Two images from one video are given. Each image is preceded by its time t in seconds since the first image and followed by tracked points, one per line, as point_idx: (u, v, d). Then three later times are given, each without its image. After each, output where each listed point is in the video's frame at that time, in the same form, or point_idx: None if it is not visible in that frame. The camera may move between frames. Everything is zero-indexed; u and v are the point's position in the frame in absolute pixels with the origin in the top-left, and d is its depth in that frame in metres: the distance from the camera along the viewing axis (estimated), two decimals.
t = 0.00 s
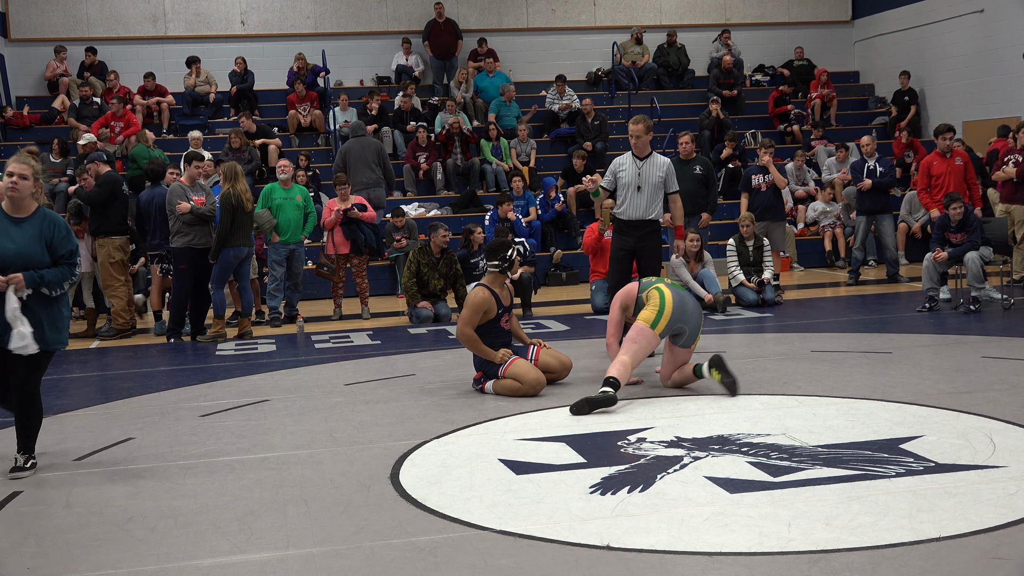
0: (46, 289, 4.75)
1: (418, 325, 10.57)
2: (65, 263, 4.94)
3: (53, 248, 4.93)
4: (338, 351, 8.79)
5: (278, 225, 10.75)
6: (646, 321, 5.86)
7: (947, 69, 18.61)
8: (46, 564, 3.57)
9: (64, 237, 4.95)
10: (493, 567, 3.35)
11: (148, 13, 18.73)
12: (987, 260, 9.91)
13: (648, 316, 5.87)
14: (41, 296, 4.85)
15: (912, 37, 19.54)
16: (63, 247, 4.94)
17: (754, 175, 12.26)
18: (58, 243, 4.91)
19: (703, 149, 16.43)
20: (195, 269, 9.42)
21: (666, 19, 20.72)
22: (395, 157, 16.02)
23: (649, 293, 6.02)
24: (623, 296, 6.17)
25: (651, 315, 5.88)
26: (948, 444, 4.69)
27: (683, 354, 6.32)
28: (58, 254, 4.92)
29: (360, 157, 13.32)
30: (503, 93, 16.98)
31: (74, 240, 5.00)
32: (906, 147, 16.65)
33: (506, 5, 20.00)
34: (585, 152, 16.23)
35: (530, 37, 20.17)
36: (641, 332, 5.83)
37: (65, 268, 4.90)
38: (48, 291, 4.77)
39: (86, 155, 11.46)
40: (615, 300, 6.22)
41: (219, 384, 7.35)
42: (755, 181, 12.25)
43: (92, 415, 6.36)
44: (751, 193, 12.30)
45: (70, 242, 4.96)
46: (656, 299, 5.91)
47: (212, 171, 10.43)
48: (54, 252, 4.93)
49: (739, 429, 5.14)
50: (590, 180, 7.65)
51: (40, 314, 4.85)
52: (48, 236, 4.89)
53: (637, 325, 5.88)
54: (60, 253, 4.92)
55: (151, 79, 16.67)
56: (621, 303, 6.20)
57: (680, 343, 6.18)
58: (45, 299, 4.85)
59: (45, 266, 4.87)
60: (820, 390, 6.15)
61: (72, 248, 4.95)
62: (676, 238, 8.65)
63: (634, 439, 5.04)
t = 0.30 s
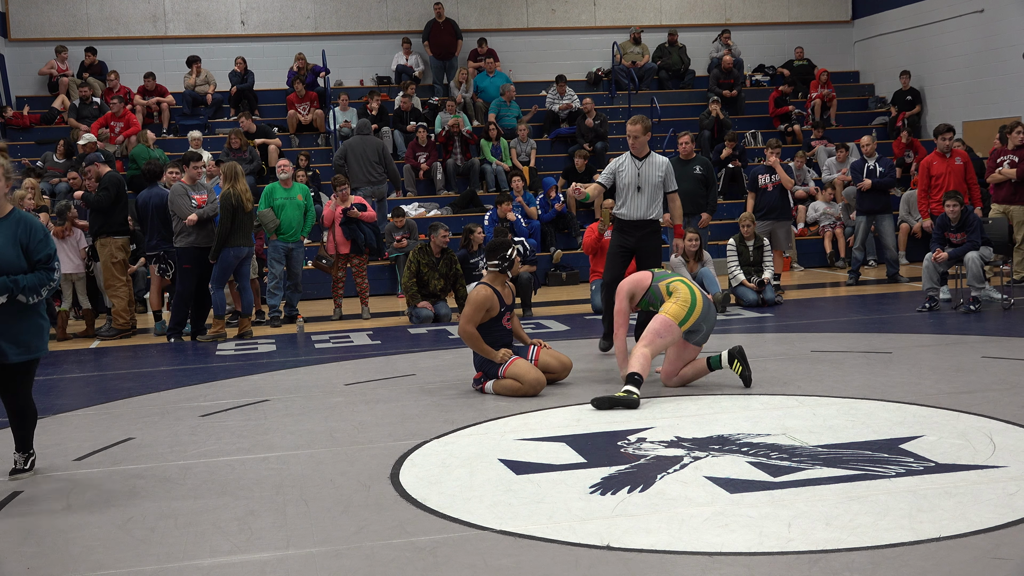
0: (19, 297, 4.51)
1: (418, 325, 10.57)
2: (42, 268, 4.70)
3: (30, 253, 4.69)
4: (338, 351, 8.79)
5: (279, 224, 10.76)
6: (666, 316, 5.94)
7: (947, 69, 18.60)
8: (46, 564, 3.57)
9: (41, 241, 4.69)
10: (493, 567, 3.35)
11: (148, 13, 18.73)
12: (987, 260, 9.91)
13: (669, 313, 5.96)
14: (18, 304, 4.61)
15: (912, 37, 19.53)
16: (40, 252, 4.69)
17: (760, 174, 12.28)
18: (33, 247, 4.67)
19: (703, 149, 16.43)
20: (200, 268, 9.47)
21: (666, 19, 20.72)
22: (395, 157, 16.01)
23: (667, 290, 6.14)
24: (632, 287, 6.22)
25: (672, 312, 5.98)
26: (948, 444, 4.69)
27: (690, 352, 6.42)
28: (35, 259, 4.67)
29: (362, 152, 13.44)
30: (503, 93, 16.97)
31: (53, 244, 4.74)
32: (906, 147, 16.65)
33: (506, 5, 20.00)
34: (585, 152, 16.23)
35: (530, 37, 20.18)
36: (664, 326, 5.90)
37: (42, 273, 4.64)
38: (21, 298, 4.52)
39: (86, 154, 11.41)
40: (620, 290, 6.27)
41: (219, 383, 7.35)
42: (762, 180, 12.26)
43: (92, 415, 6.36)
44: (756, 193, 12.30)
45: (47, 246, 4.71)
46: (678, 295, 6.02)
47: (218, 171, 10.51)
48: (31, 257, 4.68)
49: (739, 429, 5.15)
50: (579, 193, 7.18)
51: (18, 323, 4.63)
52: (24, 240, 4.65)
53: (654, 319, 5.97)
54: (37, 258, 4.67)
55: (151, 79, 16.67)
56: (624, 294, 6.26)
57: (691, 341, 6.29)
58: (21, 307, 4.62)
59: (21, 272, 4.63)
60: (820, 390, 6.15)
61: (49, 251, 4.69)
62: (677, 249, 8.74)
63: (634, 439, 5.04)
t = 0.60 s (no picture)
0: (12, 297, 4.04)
1: (418, 325, 10.59)
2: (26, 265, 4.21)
3: (10, 250, 4.20)
4: (338, 351, 8.79)
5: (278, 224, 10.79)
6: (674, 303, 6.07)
7: (947, 69, 18.58)
8: (46, 564, 3.56)
9: (21, 236, 4.20)
10: (493, 567, 3.35)
11: (148, 13, 18.73)
12: (987, 261, 9.91)
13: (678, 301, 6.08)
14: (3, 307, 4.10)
15: (912, 37, 19.51)
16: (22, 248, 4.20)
17: (763, 173, 12.26)
18: (15, 242, 4.18)
19: (703, 149, 16.42)
20: (201, 268, 9.47)
21: (666, 19, 20.71)
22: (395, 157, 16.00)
23: (682, 284, 6.23)
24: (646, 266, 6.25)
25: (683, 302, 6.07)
26: (948, 444, 4.69)
27: (690, 353, 6.47)
28: (17, 256, 4.18)
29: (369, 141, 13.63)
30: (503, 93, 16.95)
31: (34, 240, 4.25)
32: (906, 147, 16.65)
33: (506, 5, 19.99)
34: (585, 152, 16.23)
35: (530, 37, 20.17)
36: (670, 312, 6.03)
37: (27, 270, 4.16)
38: (12, 298, 4.05)
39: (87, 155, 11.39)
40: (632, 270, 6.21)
41: (219, 383, 7.35)
42: (764, 179, 12.26)
43: (92, 415, 6.35)
44: (759, 191, 12.29)
45: (28, 241, 4.22)
46: (696, 292, 6.13)
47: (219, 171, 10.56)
48: (12, 254, 4.19)
49: (739, 429, 5.15)
50: (575, 198, 7.05)
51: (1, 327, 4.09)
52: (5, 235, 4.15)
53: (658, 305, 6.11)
54: (19, 255, 4.17)
55: (151, 79, 16.66)
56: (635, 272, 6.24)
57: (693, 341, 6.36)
58: (8, 309, 4.12)
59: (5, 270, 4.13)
60: (819, 390, 6.15)
61: (33, 246, 4.22)
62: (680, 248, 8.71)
63: (634, 439, 5.04)
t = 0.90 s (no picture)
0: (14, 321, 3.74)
1: (418, 325, 10.51)
2: (25, 283, 3.89)
3: (10, 266, 3.86)
4: (337, 351, 8.79)
5: (275, 226, 10.80)
6: (691, 310, 6.15)
7: (947, 69, 18.60)
8: (46, 564, 3.56)
9: (21, 252, 3.87)
10: (493, 567, 3.35)
11: (148, 13, 18.73)
12: (987, 260, 9.90)
13: (697, 309, 6.16)
14: None
15: (912, 37, 19.52)
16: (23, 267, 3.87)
17: (764, 173, 12.28)
18: (15, 260, 3.83)
19: (703, 149, 16.42)
20: (201, 267, 9.47)
21: (666, 19, 20.72)
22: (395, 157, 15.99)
23: (697, 292, 6.30)
24: (664, 266, 6.27)
25: (702, 312, 6.15)
26: (948, 444, 4.69)
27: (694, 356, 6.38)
28: (17, 274, 3.85)
29: (373, 135, 13.51)
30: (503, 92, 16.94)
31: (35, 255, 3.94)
32: (906, 147, 16.65)
33: (506, 5, 19.99)
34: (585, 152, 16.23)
35: (530, 37, 20.17)
36: (687, 319, 6.11)
37: (27, 290, 3.86)
38: (12, 321, 3.74)
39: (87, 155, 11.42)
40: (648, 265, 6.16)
41: (219, 383, 7.34)
42: (765, 179, 12.28)
43: (92, 415, 6.35)
44: (759, 191, 12.29)
45: (29, 258, 3.90)
46: (712, 305, 6.21)
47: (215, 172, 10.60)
48: (12, 271, 3.86)
49: (739, 429, 5.15)
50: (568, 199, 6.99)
51: None
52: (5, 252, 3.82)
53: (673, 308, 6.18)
54: (20, 273, 3.85)
55: (151, 79, 16.66)
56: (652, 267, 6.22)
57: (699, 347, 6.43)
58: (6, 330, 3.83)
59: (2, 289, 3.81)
60: (819, 390, 6.15)
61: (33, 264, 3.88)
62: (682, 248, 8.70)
63: (634, 439, 5.04)
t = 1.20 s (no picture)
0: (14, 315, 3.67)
1: (418, 325, 10.49)
2: (22, 276, 3.80)
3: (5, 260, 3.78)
4: (338, 351, 8.78)
5: (275, 227, 10.83)
6: (705, 317, 6.16)
7: (947, 69, 18.59)
8: (46, 564, 3.56)
9: (16, 243, 3.79)
10: (493, 567, 3.35)
11: (148, 13, 18.72)
12: (988, 260, 9.90)
13: (711, 317, 6.18)
14: None
15: (912, 37, 19.52)
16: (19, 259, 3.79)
17: (764, 173, 12.28)
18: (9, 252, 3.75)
19: (703, 150, 16.41)
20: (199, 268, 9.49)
21: (666, 19, 20.71)
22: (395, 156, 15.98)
23: (708, 301, 6.32)
24: (677, 266, 6.22)
25: (714, 320, 6.18)
26: (948, 444, 4.69)
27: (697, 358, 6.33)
28: (12, 267, 3.77)
29: (371, 134, 13.61)
30: (503, 92, 16.92)
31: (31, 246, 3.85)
32: (906, 147, 16.65)
33: (506, 5, 19.99)
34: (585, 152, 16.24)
35: (530, 37, 20.17)
36: (700, 324, 6.11)
37: (23, 283, 3.77)
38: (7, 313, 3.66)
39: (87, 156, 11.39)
40: (664, 261, 6.07)
41: (219, 383, 7.34)
42: (764, 179, 12.28)
43: (92, 415, 6.35)
44: (759, 192, 12.30)
45: (26, 249, 3.81)
46: (724, 317, 6.25)
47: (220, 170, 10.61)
48: (6, 264, 3.77)
49: (739, 429, 5.14)
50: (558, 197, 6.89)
51: None
52: None
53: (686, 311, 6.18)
54: (15, 266, 3.77)
55: (151, 79, 16.65)
56: (668, 265, 6.14)
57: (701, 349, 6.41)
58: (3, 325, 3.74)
59: None
60: (819, 390, 6.15)
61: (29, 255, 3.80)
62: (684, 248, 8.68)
63: (634, 439, 5.04)
